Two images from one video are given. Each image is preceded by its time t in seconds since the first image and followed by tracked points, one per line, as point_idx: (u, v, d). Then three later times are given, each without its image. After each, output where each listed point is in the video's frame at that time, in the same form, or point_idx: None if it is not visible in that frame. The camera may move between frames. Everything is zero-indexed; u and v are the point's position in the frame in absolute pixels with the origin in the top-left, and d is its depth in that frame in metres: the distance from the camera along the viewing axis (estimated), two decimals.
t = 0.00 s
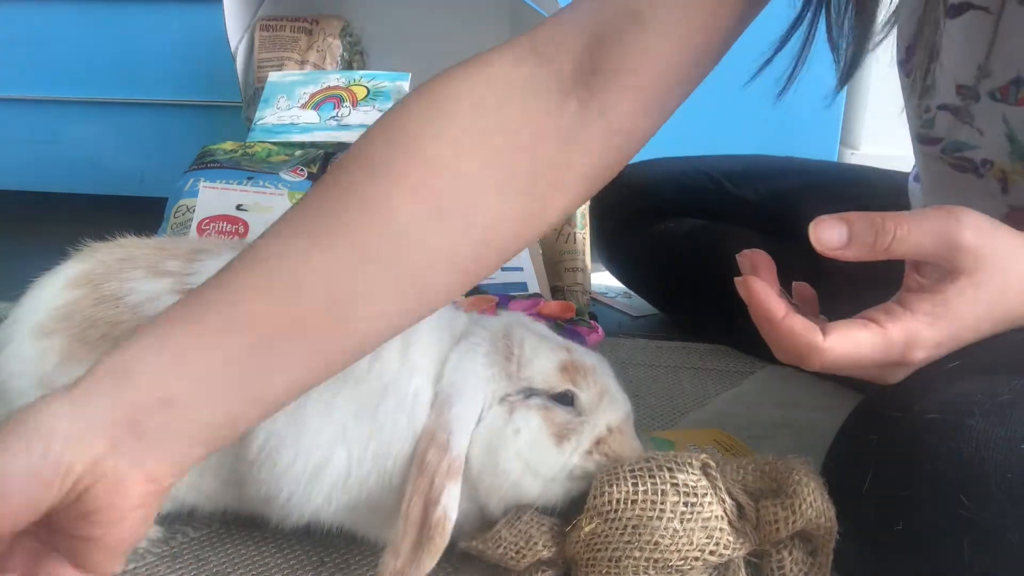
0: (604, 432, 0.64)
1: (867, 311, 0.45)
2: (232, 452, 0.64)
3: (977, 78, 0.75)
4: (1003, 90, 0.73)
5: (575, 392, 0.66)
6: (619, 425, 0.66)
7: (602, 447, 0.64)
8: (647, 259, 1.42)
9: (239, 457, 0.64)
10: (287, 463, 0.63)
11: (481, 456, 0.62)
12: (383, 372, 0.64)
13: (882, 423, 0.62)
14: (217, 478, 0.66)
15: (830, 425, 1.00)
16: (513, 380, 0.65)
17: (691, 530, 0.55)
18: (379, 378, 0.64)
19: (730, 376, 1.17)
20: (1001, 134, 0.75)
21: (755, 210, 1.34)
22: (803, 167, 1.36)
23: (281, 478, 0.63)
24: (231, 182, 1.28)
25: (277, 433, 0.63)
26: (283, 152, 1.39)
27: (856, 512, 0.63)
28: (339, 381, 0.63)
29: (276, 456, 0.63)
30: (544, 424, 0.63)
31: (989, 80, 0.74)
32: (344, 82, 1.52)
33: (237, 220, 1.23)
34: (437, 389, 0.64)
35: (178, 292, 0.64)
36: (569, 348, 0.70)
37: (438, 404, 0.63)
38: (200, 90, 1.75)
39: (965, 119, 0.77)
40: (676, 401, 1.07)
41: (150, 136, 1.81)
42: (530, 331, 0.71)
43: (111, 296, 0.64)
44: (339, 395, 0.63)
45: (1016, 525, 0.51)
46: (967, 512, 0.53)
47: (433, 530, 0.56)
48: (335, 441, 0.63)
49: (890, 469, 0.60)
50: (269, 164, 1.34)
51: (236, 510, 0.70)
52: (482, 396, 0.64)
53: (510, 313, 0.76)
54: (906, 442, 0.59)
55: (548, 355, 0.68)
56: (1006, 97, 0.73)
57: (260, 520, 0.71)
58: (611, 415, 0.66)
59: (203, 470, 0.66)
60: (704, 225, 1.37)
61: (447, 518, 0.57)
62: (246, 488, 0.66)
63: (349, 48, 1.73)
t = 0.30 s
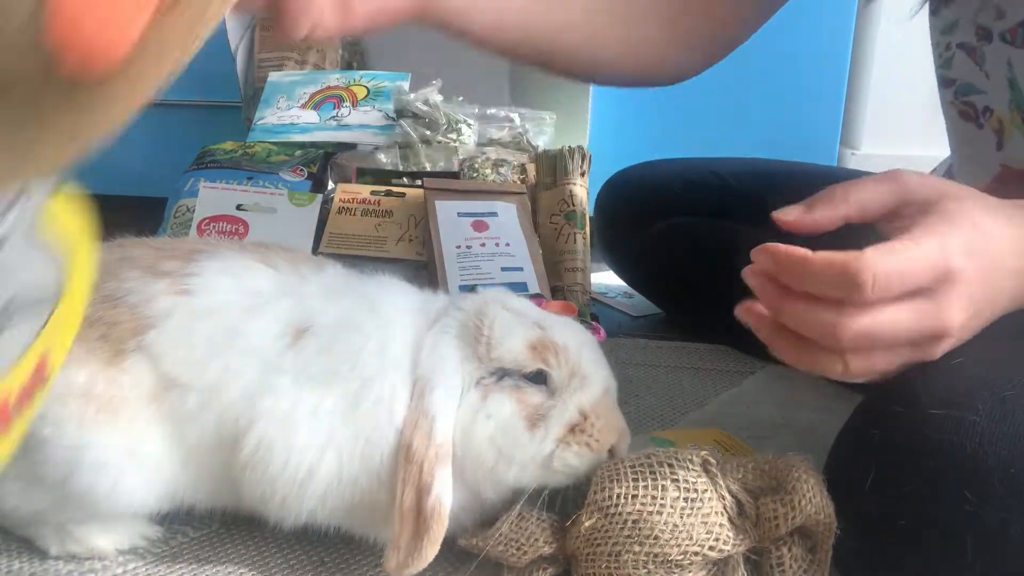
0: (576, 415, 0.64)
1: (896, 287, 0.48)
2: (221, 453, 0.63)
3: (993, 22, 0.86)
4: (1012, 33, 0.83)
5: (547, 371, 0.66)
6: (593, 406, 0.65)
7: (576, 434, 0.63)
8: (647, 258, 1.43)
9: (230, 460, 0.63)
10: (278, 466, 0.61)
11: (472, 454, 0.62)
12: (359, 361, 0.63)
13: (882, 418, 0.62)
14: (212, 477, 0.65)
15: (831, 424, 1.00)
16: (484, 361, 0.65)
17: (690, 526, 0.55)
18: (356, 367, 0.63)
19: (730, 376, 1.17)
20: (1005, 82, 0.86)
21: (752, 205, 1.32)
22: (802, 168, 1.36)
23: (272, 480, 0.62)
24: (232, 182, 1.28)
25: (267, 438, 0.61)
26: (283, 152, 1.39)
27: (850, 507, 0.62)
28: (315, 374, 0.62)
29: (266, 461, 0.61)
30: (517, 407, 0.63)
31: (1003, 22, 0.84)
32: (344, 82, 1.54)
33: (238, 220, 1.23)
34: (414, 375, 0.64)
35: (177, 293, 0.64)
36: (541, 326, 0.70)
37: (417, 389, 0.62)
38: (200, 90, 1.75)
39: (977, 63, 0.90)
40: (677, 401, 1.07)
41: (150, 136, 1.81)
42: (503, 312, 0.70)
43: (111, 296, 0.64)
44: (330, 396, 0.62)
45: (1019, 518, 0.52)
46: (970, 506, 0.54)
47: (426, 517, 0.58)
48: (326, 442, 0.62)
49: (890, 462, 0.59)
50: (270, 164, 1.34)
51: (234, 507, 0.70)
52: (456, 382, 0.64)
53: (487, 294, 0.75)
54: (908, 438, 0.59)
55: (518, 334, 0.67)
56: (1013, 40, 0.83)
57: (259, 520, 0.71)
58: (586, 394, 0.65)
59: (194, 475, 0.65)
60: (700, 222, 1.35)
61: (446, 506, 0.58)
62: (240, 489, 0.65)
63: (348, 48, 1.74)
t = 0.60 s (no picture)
0: (551, 433, 0.59)
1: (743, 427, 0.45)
2: (218, 455, 0.63)
3: None
4: None
5: (524, 380, 0.62)
6: (569, 420, 0.60)
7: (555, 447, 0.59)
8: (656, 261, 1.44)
9: (229, 462, 0.63)
10: (274, 469, 0.61)
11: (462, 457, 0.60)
12: (346, 363, 0.62)
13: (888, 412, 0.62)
14: (209, 477, 0.65)
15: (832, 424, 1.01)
16: (465, 365, 0.63)
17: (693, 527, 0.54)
18: (345, 369, 0.62)
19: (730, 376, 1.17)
20: None
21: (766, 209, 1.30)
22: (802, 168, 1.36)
23: (268, 482, 0.62)
24: (231, 182, 1.28)
25: (262, 441, 0.61)
26: (283, 152, 1.39)
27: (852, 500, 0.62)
28: (308, 376, 0.62)
29: (263, 462, 0.61)
30: (497, 416, 0.61)
31: None
32: (344, 82, 1.53)
33: (238, 220, 1.23)
34: (399, 378, 0.62)
35: (178, 293, 0.65)
36: (522, 330, 0.64)
37: (404, 389, 0.61)
38: (200, 90, 1.76)
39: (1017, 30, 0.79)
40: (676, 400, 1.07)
41: (151, 136, 1.81)
42: (488, 314, 0.66)
43: (111, 296, 0.64)
44: (323, 397, 0.62)
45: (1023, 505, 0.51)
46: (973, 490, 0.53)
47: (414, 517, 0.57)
48: (320, 443, 0.61)
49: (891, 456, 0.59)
50: (269, 164, 1.34)
51: (235, 506, 0.70)
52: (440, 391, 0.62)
53: (480, 291, 0.72)
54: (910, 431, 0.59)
55: (497, 338, 0.63)
56: None
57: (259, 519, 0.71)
58: (568, 402, 0.60)
59: (194, 476, 0.65)
60: (710, 223, 1.33)
61: (431, 509, 0.57)
62: (239, 490, 0.65)
63: (349, 48, 1.74)
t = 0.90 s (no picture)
0: (547, 413, 0.59)
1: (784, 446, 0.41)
2: (217, 456, 0.63)
3: None
4: None
5: (516, 364, 0.61)
6: (566, 398, 0.59)
7: (553, 433, 0.58)
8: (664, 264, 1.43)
9: (229, 463, 0.63)
10: (273, 470, 0.61)
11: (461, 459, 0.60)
12: (343, 365, 0.62)
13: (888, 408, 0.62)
14: (208, 477, 0.65)
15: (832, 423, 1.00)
16: (456, 360, 0.62)
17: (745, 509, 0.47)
18: (342, 370, 0.62)
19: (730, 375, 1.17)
20: None
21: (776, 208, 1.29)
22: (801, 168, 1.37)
23: (268, 484, 0.62)
24: (232, 182, 1.28)
25: (262, 441, 0.61)
26: (283, 152, 1.39)
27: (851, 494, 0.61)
28: (306, 378, 0.62)
29: (263, 463, 0.61)
30: (492, 406, 0.60)
31: None
32: (344, 82, 1.53)
33: (238, 221, 1.23)
34: (393, 379, 0.62)
35: (178, 293, 0.65)
36: (506, 316, 0.64)
37: (394, 394, 0.61)
38: (200, 90, 1.76)
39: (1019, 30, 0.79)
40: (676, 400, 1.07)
41: (150, 137, 1.81)
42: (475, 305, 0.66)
43: (111, 297, 0.64)
44: (321, 398, 0.62)
45: None
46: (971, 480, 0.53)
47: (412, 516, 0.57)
48: (319, 444, 0.61)
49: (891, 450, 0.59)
50: (270, 164, 1.34)
51: (235, 506, 0.70)
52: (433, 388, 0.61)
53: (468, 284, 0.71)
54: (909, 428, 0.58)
55: (486, 328, 0.62)
56: None
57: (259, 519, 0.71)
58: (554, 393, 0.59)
59: (193, 477, 0.65)
60: (714, 227, 1.34)
61: (432, 509, 0.57)
62: (239, 491, 0.66)
63: (349, 48, 1.74)
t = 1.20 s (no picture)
0: (508, 526, 0.56)
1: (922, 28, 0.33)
2: (213, 459, 0.63)
3: None
4: None
5: (505, 466, 0.57)
6: (532, 518, 0.56)
7: (504, 539, 0.56)
8: (663, 266, 1.42)
9: (225, 466, 0.63)
10: (264, 476, 0.62)
11: (433, 487, 0.58)
12: (337, 376, 0.62)
13: (880, 408, 0.62)
14: (205, 479, 0.65)
15: (831, 422, 1.01)
16: (451, 419, 0.59)
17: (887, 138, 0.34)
18: (336, 382, 0.61)
19: (730, 375, 1.17)
20: None
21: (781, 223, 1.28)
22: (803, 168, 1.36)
23: (261, 488, 0.62)
24: (231, 182, 1.28)
25: (254, 446, 0.61)
26: (283, 152, 1.39)
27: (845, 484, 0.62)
28: (299, 386, 0.62)
29: (256, 467, 0.61)
30: (466, 483, 0.58)
31: None
32: (344, 82, 1.53)
33: (238, 221, 1.23)
34: (383, 406, 0.60)
35: (175, 293, 0.65)
36: (521, 414, 0.58)
37: (388, 419, 0.59)
38: (201, 90, 1.76)
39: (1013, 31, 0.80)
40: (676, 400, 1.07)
41: (151, 136, 1.81)
42: (496, 376, 0.60)
43: (108, 296, 0.64)
44: (310, 408, 0.61)
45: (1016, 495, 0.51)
46: (964, 478, 0.53)
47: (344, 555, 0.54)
48: (308, 453, 0.61)
49: (886, 444, 0.59)
50: (270, 164, 1.34)
51: (234, 506, 0.71)
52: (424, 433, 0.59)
53: (501, 332, 0.66)
54: (902, 429, 0.58)
55: (493, 410, 0.58)
56: None
57: (258, 519, 0.72)
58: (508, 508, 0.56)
59: (192, 478, 0.65)
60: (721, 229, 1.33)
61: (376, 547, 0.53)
62: (236, 494, 0.66)
63: (349, 48, 1.74)
